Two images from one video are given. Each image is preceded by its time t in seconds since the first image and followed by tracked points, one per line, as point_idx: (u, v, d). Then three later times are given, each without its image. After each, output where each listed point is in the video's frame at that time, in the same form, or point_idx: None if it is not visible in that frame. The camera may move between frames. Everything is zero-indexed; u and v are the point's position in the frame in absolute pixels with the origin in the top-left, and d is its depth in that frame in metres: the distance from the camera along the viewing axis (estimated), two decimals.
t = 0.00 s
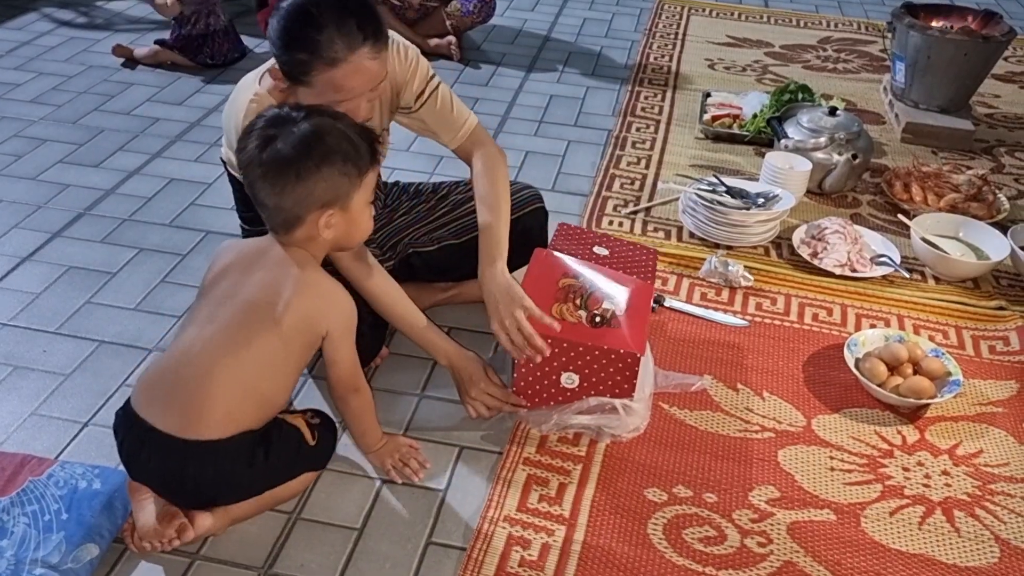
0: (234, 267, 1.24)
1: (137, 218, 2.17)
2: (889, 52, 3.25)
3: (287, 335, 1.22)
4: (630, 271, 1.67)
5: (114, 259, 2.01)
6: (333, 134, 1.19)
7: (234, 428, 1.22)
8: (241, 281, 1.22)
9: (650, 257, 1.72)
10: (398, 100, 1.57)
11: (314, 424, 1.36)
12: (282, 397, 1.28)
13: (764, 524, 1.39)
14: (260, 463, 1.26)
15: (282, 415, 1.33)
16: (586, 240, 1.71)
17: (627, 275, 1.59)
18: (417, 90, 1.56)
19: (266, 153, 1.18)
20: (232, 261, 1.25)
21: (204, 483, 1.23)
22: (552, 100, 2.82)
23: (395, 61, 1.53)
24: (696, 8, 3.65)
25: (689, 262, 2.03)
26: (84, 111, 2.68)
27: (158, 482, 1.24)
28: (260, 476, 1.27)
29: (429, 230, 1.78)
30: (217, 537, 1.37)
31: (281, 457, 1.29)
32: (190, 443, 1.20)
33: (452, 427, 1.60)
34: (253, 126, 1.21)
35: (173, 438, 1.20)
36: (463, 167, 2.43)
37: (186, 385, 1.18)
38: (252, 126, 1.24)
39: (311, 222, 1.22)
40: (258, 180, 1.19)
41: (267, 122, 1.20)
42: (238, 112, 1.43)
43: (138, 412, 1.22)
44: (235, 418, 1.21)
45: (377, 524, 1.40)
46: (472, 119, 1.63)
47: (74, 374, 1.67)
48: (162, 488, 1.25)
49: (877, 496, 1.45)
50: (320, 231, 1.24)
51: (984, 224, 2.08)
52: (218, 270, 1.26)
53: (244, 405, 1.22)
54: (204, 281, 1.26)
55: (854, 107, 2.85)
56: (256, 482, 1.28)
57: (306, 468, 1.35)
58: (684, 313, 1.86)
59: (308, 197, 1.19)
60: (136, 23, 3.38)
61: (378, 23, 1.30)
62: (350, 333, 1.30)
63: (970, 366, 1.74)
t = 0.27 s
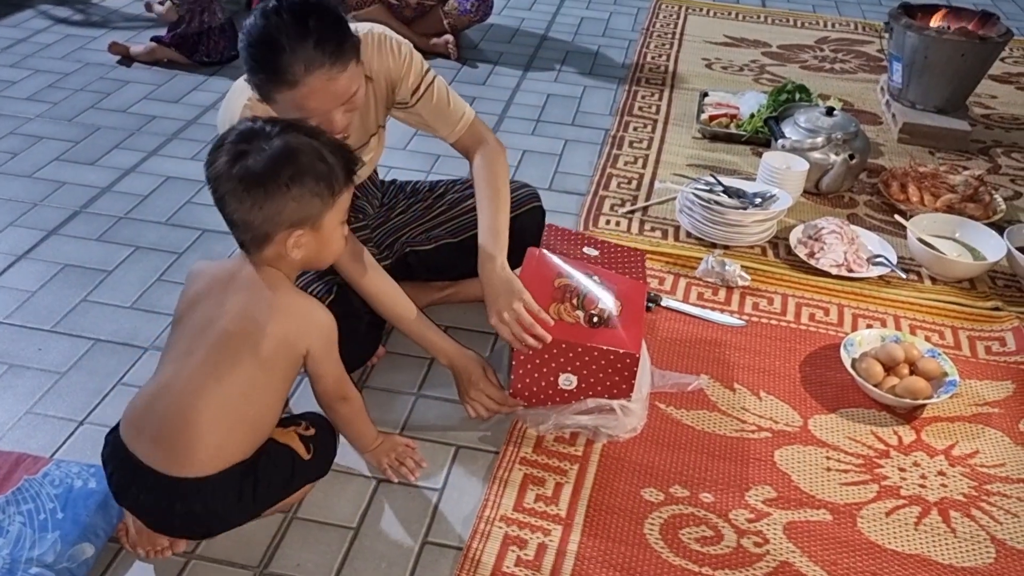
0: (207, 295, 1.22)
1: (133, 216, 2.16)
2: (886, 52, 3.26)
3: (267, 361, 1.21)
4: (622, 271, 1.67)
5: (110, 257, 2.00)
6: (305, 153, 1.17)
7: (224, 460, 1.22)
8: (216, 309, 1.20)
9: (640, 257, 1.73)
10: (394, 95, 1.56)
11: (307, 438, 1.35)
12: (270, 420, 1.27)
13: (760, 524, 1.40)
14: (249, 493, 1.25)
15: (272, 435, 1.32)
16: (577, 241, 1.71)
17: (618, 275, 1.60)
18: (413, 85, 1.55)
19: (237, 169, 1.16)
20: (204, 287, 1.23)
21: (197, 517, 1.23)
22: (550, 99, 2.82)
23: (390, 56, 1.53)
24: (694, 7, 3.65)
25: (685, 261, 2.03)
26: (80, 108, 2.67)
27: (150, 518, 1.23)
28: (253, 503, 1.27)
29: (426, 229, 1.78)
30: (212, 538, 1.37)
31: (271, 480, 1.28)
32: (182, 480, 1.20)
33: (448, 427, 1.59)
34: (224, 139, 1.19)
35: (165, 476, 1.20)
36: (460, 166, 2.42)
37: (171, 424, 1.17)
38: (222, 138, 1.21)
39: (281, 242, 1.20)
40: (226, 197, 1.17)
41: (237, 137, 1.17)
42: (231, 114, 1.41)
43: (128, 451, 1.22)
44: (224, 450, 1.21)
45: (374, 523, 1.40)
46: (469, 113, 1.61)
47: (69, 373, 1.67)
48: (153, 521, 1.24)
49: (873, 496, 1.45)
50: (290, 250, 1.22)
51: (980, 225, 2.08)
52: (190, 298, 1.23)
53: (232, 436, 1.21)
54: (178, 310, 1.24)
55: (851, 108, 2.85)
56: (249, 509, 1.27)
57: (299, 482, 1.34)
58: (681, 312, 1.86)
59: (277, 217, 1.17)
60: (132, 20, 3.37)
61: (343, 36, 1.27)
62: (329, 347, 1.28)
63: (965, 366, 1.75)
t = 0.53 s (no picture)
0: (208, 295, 1.22)
1: (130, 216, 2.16)
2: (883, 55, 3.27)
3: (267, 362, 1.21)
4: (616, 273, 1.66)
5: (107, 257, 2.00)
6: (309, 161, 1.17)
7: (223, 461, 1.22)
8: (216, 309, 1.20)
9: (633, 256, 1.73)
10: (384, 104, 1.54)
11: (306, 439, 1.35)
12: (269, 422, 1.27)
13: (757, 526, 1.40)
14: (248, 496, 1.25)
15: (271, 435, 1.32)
16: (572, 244, 1.71)
17: (613, 277, 1.59)
18: (401, 97, 1.51)
19: (240, 173, 1.16)
20: (206, 287, 1.23)
21: (196, 518, 1.22)
22: (547, 101, 2.82)
23: (381, 64, 1.50)
24: (692, 10, 3.66)
25: (683, 263, 2.04)
26: (78, 108, 2.67)
27: (150, 518, 1.23)
28: (251, 505, 1.27)
29: (424, 229, 1.78)
30: (210, 539, 1.37)
31: (271, 482, 1.28)
32: (181, 480, 1.20)
33: (445, 428, 1.60)
34: (229, 140, 1.18)
35: (163, 475, 1.20)
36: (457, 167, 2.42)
37: (170, 423, 1.17)
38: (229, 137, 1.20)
39: (282, 247, 1.21)
40: (230, 200, 1.17)
41: (241, 140, 1.16)
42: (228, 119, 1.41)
43: (127, 449, 1.22)
44: (223, 450, 1.21)
45: (371, 524, 1.40)
46: (454, 134, 1.54)
47: (66, 373, 1.66)
48: (151, 521, 1.24)
49: (869, 498, 1.46)
50: (290, 257, 1.22)
51: (976, 227, 2.09)
52: (191, 298, 1.23)
53: (231, 436, 1.21)
54: (179, 310, 1.24)
55: (848, 110, 2.86)
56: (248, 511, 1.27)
57: (298, 484, 1.34)
58: (678, 314, 1.86)
59: (279, 224, 1.18)
60: (129, 20, 3.37)
61: (323, 45, 1.24)
62: (329, 351, 1.29)
63: (961, 368, 1.75)
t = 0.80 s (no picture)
0: (204, 295, 1.22)
1: (130, 216, 2.16)
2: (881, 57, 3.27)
3: (262, 365, 1.22)
4: (609, 276, 1.67)
5: (107, 258, 2.00)
6: (311, 179, 1.16)
7: (214, 460, 1.23)
8: (211, 311, 1.21)
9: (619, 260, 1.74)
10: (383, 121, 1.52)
11: (301, 437, 1.36)
12: (261, 423, 1.28)
13: (755, 526, 1.40)
14: (242, 494, 1.26)
15: (267, 433, 1.33)
16: (559, 250, 1.71)
17: (605, 281, 1.60)
18: (398, 114, 1.50)
19: (242, 182, 1.16)
20: (202, 288, 1.24)
21: (189, 516, 1.23)
22: (547, 102, 2.83)
23: (382, 81, 1.51)
24: (691, 11, 3.66)
25: (681, 265, 2.04)
26: (78, 108, 2.67)
27: (142, 516, 1.23)
28: (246, 504, 1.28)
29: (424, 231, 1.78)
30: (208, 538, 1.37)
31: (265, 481, 1.29)
32: (173, 479, 1.20)
33: (444, 428, 1.60)
34: (235, 148, 1.18)
35: (154, 472, 1.20)
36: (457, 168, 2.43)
37: (162, 422, 1.18)
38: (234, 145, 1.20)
39: (277, 258, 1.20)
40: (234, 206, 1.17)
41: (243, 151, 1.16)
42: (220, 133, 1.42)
43: (119, 447, 1.22)
44: (214, 449, 1.21)
45: (370, 523, 1.41)
46: (449, 157, 1.51)
47: (66, 373, 1.67)
48: (144, 520, 1.24)
49: (867, 499, 1.46)
50: (284, 269, 1.22)
51: (974, 229, 2.09)
52: (186, 297, 1.24)
53: (223, 436, 1.22)
54: (173, 309, 1.24)
55: (847, 112, 2.86)
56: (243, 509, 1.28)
57: (293, 481, 1.35)
58: (676, 315, 1.87)
59: (277, 237, 1.18)
60: (130, 21, 3.37)
61: (309, 64, 1.24)
62: (323, 356, 1.30)
63: (959, 370, 1.76)
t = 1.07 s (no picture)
0: (199, 293, 1.23)
1: (129, 216, 2.16)
2: (880, 60, 3.28)
3: (254, 366, 1.21)
4: (607, 276, 1.67)
5: (105, 257, 2.00)
6: (306, 193, 1.15)
7: (205, 457, 1.23)
8: (205, 310, 1.21)
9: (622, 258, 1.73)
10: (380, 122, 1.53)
11: (296, 433, 1.36)
12: (253, 422, 1.28)
13: (752, 527, 1.40)
14: (236, 490, 1.27)
15: (262, 430, 1.34)
16: (560, 249, 1.71)
17: (604, 281, 1.60)
18: (394, 114, 1.50)
19: (237, 189, 1.15)
20: (198, 286, 1.24)
21: (182, 512, 1.24)
22: (546, 103, 2.83)
23: (375, 82, 1.51)
24: (690, 13, 3.67)
25: (680, 266, 2.04)
26: (77, 108, 2.67)
27: (136, 512, 1.24)
28: (240, 499, 1.28)
29: (422, 232, 1.79)
30: (206, 537, 1.37)
31: (259, 477, 1.29)
32: (164, 476, 1.21)
33: (442, 428, 1.60)
34: (231, 155, 1.17)
35: (145, 468, 1.21)
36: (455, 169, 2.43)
37: (153, 418, 1.18)
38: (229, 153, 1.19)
39: (269, 267, 1.20)
40: (229, 212, 1.16)
41: (239, 160, 1.15)
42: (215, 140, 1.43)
43: (112, 441, 1.23)
44: (205, 447, 1.22)
45: (367, 523, 1.41)
46: (449, 152, 1.49)
47: (63, 372, 1.66)
48: (138, 516, 1.25)
49: (864, 500, 1.46)
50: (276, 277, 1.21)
51: (972, 232, 2.10)
52: (183, 295, 1.24)
53: (214, 434, 1.22)
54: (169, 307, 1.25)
55: (845, 115, 2.87)
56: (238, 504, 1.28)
57: (288, 478, 1.35)
58: (674, 316, 1.87)
59: (270, 247, 1.17)
60: (129, 20, 3.37)
61: (294, 69, 1.24)
62: (317, 359, 1.29)
63: (956, 372, 1.76)
